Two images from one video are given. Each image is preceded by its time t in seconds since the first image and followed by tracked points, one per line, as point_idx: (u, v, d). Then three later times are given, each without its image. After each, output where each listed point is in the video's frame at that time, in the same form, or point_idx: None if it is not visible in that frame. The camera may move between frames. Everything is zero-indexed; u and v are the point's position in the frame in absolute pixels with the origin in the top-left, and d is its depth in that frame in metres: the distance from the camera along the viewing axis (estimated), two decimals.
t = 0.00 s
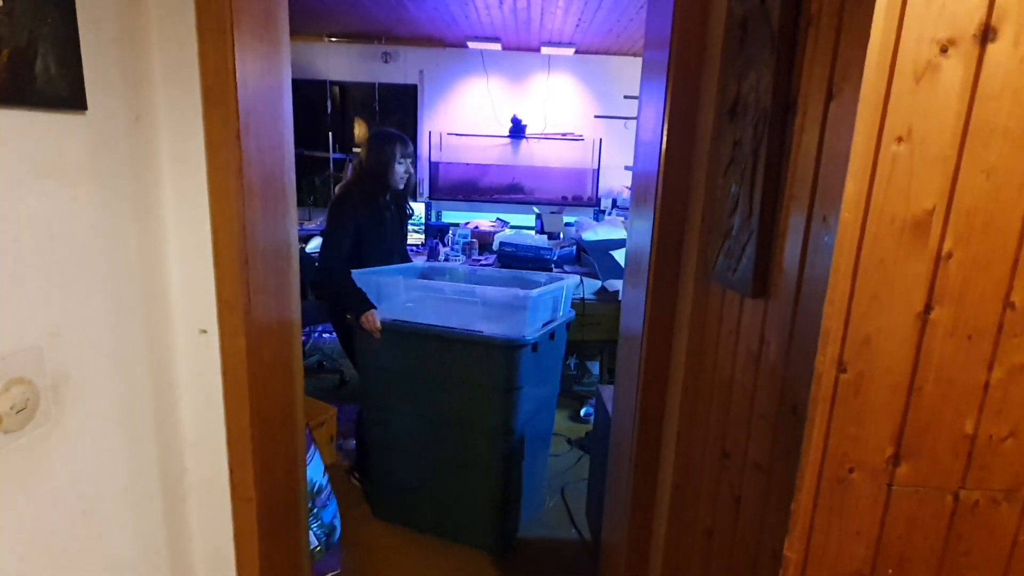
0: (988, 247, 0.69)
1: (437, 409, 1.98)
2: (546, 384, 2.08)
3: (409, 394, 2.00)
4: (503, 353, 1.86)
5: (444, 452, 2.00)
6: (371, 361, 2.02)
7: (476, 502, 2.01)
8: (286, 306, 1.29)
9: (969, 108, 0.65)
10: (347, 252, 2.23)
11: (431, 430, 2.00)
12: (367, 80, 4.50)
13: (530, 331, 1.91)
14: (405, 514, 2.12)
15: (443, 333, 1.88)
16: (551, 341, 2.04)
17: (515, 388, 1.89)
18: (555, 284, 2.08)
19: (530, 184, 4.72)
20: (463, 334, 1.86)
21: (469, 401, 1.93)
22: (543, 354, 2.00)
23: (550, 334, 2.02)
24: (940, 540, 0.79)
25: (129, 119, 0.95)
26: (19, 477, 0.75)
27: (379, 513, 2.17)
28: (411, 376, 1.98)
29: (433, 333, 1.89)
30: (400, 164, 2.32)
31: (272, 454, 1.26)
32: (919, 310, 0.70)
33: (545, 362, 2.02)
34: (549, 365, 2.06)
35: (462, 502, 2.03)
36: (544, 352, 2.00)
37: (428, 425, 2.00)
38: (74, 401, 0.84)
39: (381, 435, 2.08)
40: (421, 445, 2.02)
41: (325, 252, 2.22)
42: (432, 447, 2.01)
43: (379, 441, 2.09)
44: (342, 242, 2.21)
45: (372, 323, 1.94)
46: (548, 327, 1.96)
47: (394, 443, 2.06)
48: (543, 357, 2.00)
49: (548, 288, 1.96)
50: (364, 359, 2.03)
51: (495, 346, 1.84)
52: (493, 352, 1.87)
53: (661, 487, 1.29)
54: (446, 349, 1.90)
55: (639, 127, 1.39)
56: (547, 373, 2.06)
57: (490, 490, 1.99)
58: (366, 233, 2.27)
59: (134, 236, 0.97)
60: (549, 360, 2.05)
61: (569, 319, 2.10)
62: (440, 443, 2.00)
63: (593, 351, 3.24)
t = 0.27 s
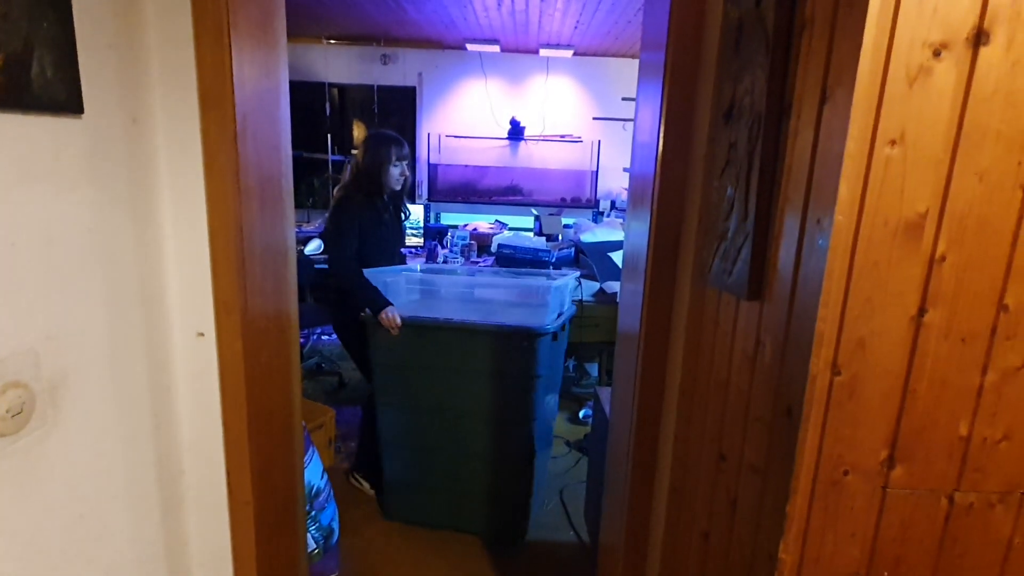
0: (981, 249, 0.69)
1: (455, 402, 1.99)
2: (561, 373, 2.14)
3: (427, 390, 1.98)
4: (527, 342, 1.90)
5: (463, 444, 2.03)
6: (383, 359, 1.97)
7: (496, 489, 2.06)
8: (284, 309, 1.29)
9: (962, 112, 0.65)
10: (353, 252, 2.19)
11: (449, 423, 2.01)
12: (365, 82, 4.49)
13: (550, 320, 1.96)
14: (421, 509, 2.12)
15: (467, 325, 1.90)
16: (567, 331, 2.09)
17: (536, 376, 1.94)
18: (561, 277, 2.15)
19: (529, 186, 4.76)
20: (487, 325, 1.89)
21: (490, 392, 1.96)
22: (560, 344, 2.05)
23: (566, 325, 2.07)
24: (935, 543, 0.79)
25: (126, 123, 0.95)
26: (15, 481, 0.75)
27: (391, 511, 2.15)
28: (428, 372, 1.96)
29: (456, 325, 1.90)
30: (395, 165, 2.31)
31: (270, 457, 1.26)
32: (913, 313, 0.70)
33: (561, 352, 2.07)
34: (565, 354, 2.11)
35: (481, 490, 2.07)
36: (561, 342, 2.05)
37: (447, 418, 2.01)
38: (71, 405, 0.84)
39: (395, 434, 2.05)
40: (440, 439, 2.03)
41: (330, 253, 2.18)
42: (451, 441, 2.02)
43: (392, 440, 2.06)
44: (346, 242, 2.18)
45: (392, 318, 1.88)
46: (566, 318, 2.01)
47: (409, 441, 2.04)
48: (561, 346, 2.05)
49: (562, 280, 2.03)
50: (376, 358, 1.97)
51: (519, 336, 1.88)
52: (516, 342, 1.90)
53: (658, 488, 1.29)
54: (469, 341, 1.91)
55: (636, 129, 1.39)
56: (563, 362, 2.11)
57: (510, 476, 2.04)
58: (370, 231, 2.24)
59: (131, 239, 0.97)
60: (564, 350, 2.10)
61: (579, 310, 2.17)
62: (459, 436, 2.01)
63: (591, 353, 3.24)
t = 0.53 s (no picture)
0: (978, 252, 0.69)
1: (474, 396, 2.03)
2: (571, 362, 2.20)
3: (446, 386, 2.02)
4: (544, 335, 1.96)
5: (481, 437, 2.08)
6: (402, 357, 1.99)
7: (513, 479, 2.12)
8: (282, 313, 1.29)
9: (958, 115, 0.65)
10: (364, 254, 2.18)
11: (468, 418, 2.06)
12: (363, 85, 4.50)
13: (564, 312, 2.01)
14: (439, 504, 2.16)
15: (486, 320, 1.95)
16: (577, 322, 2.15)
17: (553, 367, 2.01)
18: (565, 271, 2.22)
19: (529, 190, 4.78)
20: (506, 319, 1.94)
21: (509, 384, 2.02)
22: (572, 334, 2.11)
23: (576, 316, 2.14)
24: (934, 545, 0.79)
25: (124, 127, 0.95)
26: (14, 487, 0.75)
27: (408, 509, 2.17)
28: (448, 368, 2.00)
29: (474, 321, 1.95)
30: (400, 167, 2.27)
31: (268, 461, 1.26)
32: (910, 315, 0.70)
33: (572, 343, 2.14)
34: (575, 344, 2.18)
35: (500, 482, 2.13)
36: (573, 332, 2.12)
37: (466, 413, 2.05)
38: (69, 410, 0.84)
39: (413, 432, 2.07)
40: (458, 434, 2.07)
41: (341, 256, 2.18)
42: (470, 435, 2.07)
43: (411, 439, 2.08)
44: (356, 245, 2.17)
45: (410, 316, 1.92)
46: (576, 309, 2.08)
47: (426, 437, 2.07)
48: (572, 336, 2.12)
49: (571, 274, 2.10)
50: (394, 357, 1.99)
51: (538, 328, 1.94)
52: (534, 335, 1.96)
53: (657, 490, 1.29)
54: (488, 336, 1.96)
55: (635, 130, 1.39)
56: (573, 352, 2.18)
57: (527, 466, 2.11)
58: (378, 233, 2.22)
59: (130, 243, 0.98)
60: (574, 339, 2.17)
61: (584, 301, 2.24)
62: (478, 429, 2.07)
63: (591, 356, 3.23)
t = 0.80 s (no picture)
0: (979, 252, 0.69)
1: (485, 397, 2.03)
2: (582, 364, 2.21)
3: (455, 387, 2.02)
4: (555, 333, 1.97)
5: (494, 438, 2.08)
6: (413, 359, 1.99)
7: (523, 480, 2.12)
8: (282, 316, 1.29)
9: (957, 116, 0.66)
10: (371, 258, 2.18)
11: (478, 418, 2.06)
12: (362, 87, 4.51)
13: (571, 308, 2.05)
14: (452, 507, 2.15)
15: (496, 322, 1.96)
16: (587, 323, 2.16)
17: (563, 366, 2.01)
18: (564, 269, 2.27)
19: (529, 191, 4.79)
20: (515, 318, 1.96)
21: (521, 383, 2.02)
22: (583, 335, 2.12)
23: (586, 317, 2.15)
24: (936, 545, 0.79)
25: (125, 130, 0.96)
26: (15, 490, 0.75)
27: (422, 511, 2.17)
28: (458, 368, 2.00)
29: (485, 323, 1.96)
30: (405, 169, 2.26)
31: (269, 463, 1.26)
32: (910, 316, 0.70)
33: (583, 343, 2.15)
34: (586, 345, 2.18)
35: (511, 482, 2.12)
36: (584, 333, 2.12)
37: (478, 413, 2.05)
38: (70, 413, 0.84)
39: (425, 434, 2.07)
40: (471, 435, 2.07)
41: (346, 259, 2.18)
42: (482, 436, 2.07)
43: (423, 441, 2.08)
44: (362, 248, 2.17)
45: (416, 320, 1.93)
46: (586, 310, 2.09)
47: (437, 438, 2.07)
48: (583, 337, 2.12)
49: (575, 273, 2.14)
50: (406, 359, 1.99)
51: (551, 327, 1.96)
52: (544, 333, 1.97)
53: (659, 492, 1.28)
54: (498, 335, 1.97)
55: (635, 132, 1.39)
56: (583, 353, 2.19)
57: (537, 466, 2.10)
58: (384, 236, 2.22)
59: (130, 247, 0.98)
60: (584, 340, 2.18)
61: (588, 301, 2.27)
62: (491, 430, 2.06)
63: (591, 357, 3.23)
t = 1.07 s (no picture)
0: (981, 253, 0.69)
1: (498, 409, 2.03)
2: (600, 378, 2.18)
3: (470, 399, 2.02)
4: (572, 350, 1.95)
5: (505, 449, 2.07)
6: (428, 371, 1.99)
7: (536, 492, 2.11)
8: (283, 320, 1.29)
9: (958, 117, 0.65)
10: (384, 265, 2.19)
11: (492, 430, 2.05)
12: (362, 91, 4.52)
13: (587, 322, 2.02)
14: (462, 516, 2.15)
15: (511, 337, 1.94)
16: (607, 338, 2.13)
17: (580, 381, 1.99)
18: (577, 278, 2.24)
19: (528, 193, 4.82)
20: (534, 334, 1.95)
21: (535, 397, 2.01)
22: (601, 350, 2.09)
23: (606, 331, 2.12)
24: (940, 548, 0.79)
25: (125, 135, 0.96)
26: (17, 497, 0.74)
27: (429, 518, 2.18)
28: (472, 379, 2.00)
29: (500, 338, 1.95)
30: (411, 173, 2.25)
31: (270, 468, 1.26)
32: (914, 318, 0.70)
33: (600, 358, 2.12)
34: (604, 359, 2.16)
35: (524, 494, 2.12)
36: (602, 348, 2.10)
37: (490, 424, 2.05)
38: (71, 419, 0.84)
39: (439, 445, 2.08)
40: (484, 447, 2.07)
41: (358, 268, 2.20)
42: (495, 447, 2.07)
43: (436, 452, 2.08)
44: (376, 256, 2.18)
45: (436, 332, 1.93)
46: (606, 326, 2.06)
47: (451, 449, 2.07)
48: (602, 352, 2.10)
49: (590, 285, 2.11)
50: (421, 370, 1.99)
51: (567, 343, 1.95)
52: (562, 349, 1.96)
53: (661, 495, 1.28)
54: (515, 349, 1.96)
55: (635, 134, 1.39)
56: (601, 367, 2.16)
57: (551, 479, 2.10)
58: (396, 243, 2.23)
59: (131, 252, 0.98)
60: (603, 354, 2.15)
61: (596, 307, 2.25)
62: (504, 442, 2.06)
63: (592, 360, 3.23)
